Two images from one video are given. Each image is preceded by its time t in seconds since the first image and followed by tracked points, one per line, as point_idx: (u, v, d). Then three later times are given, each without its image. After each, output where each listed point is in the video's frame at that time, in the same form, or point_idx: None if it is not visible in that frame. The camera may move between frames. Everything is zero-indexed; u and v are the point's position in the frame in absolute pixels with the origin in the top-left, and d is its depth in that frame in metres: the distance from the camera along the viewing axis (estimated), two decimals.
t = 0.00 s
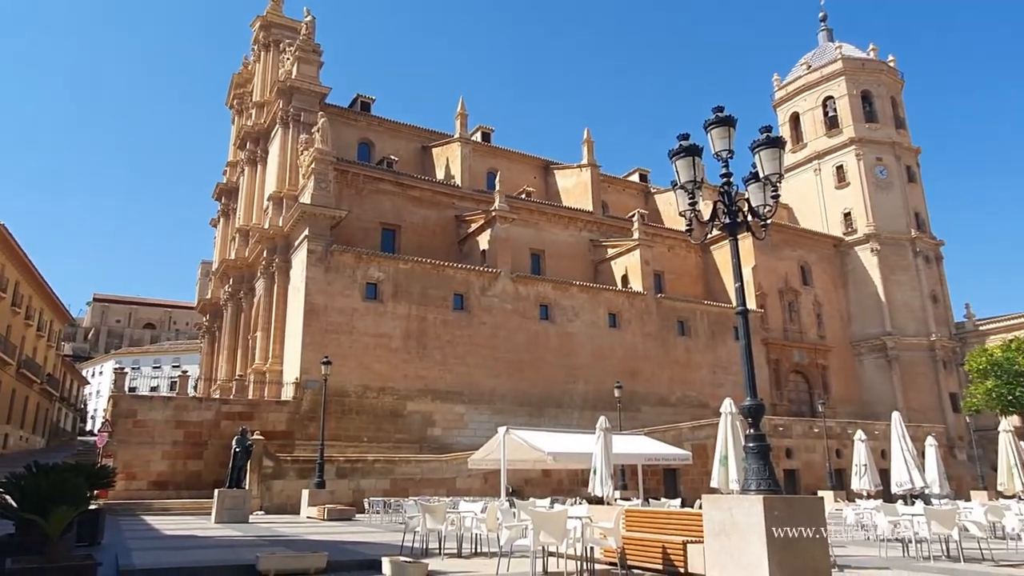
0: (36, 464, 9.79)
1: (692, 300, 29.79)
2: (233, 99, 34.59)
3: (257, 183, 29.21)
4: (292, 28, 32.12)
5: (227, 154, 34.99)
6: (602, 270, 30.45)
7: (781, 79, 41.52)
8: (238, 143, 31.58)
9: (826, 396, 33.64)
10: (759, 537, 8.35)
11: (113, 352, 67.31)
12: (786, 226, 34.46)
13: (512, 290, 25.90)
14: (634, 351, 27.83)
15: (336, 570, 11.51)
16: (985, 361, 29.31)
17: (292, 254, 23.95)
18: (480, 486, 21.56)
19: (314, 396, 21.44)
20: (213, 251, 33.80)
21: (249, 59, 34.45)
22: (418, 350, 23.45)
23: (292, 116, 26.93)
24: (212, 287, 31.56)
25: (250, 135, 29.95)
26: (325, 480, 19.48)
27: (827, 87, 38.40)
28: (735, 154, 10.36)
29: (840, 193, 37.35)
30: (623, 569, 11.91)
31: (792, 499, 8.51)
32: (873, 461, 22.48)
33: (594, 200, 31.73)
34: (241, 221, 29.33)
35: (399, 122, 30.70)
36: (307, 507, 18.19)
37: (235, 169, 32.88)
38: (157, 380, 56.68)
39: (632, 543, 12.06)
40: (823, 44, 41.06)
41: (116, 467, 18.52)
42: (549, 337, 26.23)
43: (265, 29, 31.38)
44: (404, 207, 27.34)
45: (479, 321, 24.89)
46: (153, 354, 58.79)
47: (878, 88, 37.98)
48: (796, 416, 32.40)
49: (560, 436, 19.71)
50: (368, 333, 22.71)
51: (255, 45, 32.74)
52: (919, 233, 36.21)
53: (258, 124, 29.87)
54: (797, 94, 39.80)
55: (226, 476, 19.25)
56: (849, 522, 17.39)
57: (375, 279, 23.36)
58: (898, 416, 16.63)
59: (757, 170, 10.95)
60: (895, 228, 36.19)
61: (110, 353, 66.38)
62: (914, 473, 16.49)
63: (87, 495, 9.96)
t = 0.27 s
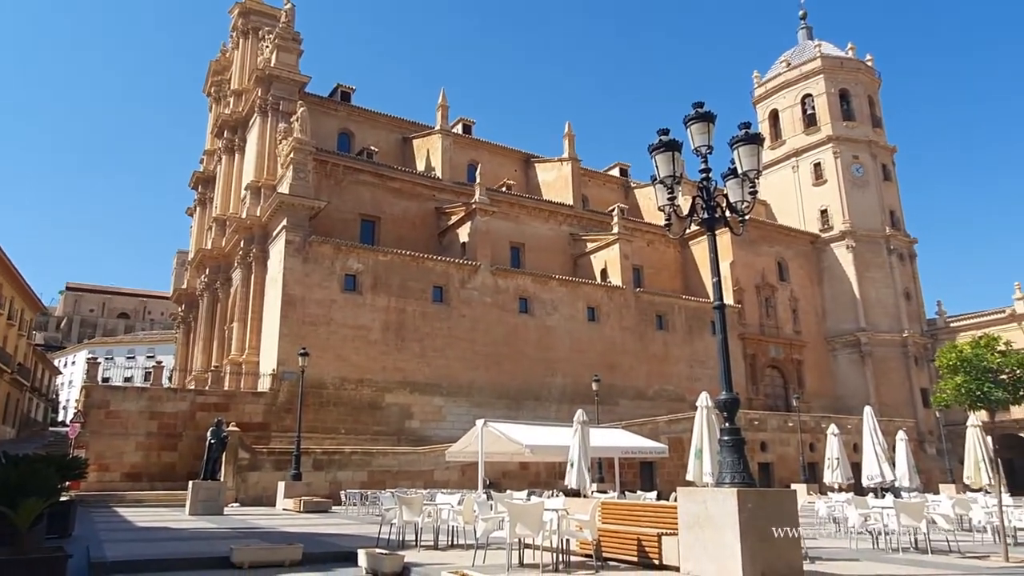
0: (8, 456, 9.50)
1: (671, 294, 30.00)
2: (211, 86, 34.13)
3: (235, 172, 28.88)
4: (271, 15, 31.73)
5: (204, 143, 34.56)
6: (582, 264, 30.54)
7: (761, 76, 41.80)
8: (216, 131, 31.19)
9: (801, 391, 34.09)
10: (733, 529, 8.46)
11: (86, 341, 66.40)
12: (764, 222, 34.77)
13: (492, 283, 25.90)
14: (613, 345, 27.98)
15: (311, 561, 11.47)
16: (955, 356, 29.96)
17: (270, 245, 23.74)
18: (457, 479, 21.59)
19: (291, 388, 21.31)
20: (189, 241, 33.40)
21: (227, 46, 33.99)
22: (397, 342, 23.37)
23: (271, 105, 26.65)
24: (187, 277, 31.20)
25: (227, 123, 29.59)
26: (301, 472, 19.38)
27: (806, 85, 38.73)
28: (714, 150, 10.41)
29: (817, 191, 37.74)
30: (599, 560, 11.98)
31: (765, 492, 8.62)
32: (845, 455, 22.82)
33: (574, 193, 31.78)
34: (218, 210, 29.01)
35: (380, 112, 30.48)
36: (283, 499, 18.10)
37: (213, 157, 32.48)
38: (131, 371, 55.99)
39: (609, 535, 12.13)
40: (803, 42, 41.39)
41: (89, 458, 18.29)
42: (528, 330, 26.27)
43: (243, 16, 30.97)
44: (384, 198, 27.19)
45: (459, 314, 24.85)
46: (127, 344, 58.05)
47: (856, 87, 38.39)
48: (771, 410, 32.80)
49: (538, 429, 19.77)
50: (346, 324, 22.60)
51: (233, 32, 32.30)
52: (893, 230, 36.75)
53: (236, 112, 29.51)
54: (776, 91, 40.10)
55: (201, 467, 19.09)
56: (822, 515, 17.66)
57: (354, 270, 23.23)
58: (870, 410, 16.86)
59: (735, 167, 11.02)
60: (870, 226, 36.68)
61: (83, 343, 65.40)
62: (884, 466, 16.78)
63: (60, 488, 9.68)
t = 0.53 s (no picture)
0: None
1: (650, 289, 30.17)
2: (188, 74, 33.65)
3: (212, 161, 28.53)
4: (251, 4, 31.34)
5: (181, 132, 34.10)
6: (562, 258, 30.60)
7: (741, 74, 42.06)
8: (193, 120, 30.78)
9: (777, 386, 34.50)
10: (708, 523, 8.54)
11: (58, 332, 65.41)
12: (742, 218, 35.06)
13: (472, 276, 25.86)
14: (592, 339, 28.11)
15: (288, 554, 11.41)
16: (927, 351, 30.57)
17: (247, 236, 23.52)
18: (435, 471, 21.59)
19: (268, 380, 21.15)
20: (165, 231, 32.98)
21: (205, 34, 33.52)
22: (376, 335, 23.27)
23: (250, 94, 26.35)
24: (163, 267, 30.82)
25: (205, 112, 29.20)
26: (278, 465, 19.27)
27: (786, 83, 39.04)
28: (693, 145, 10.47)
29: (795, 188, 38.11)
30: (575, 553, 12.03)
31: (741, 485, 8.71)
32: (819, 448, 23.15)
33: (555, 187, 31.81)
34: (195, 200, 28.67)
35: (360, 104, 30.25)
36: (260, 492, 17.98)
37: (189, 146, 32.06)
38: (105, 362, 55.23)
39: (585, 528, 12.19)
40: (783, 40, 41.70)
41: (61, 450, 18.03)
42: (508, 323, 26.29)
43: (222, 4, 30.55)
44: (363, 190, 27.02)
45: (438, 307, 24.80)
46: (101, 335, 57.27)
47: (835, 86, 38.78)
48: (747, 405, 33.16)
49: (517, 422, 19.80)
50: (325, 317, 22.46)
51: (211, 20, 31.85)
52: (869, 228, 37.26)
53: (213, 101, 29.13)
54: (756, 88, 40.38)
55: (176, 460, 18.89)
56: (795, 507, 17.90)
57: (333, 262, 23.08)
58: (844, 405, 17.09)
59: (714, 162, 11.07)
60: (847, 223, 37.15)
61: (55, 334, 64.38)
62: (857, 460, 17.04)
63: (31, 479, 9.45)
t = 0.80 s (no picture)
0: None
1: (629, 284, 30.32)
2: (165, 62, 33.17)
3: (189, 151, 28.18)
4: None
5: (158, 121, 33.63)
6: (542, 252, 30.65)
7: (722, 70, 42.29)
8: (169, 109, 30.35)
9: (753, 380, 34.87)
10: (683, 516, 8.61)
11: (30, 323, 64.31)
12: (721, 214, 35.32)
13: (452, 270, 25.81)
14: (571, 333, 28.21)
15: (264, 547, 11.35)
16: (900, 346, 30.93)
17: (224, 227, 23.29)
18: (413, 465, 21.57)
19: (245, 372, 20.97)
20: (140, 221, 32.54)
21: (182, 21, 33.03)
22: (354, 328, 23.16)
23: (228, 83, 26.07)
24: (138, 258, 30.41)
25: (181, 101, 28.82)
26: (255, 458, 19.14)
27: (765, 80, 39.32)
28: (673, 141, 10.52)
29: (773, 184, 38.44)
30: (551, 545, 12.08)
31: (716, 478, 8.80)
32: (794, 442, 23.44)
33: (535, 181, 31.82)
34: (171, 190, 28.32)
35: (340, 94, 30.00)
36: (236, 485, 17.85)
37: (166, 135, 31.63)
38: (78, 354, 54.42)
39: (562, 521, 12.24)
40: (763, 37, 41.97)
41: (33, 443, 17.75)
42: (487, 317, 26.29)
43: None
44: (343, 182, 26.85)
45: (418, 300, 24.72)
46: (74, 326, 56.43)
47: (813, 84, 39.14)
48: (724, 399, 33.50)
49: (495, 416, 19.83)
50: (303, 309, 22.30)
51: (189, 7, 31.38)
52: (845, 225, 37.72)
53: (191, 90, 28.74)
54: (736, 85, 40.63)
55: (150, 453, 18.70)
56: (769, 500, 18.13)
57: (312, 254, 22.92)
58: (818, 400, 17.29)
59: (694, 158, 11.11)
60: (823, 220, 37.58)
61: (26, 325, 63.27)
62: (830, 453, 17.29)
63: None
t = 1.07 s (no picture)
0: None
1: (609, 278, 30.45)
2: (141, 49, 32.65)
3: (166, 139, 27.82)
4: None
5: (133, 108, 33.14)
6: (522, 246, 30.67)
7: (703, 66, 42.48)
8: (146, 97, 29.92)
9: (731, 375, 35.22)
10: (659, 508, 8.70)
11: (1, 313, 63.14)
12: (701, 210, 35.55)
13: (432, 262, 25.75)
14: (551, 327, 28.28)
15: (239, 540, 11.29)
16: (872, 342, 31.56)
17: (202, 217, 23.03)
18: (391, 457, 21.54)
19: (222, 364, 20.80)
20: (115, 210, 32.09)
21: (159, 7, 32.53)
22: (333, 320, 23.04)
23: (206, 72, 25.75)
24: (113, 248, 30.00)
25: (158, 89, 28.41)
26: (231, 451, 19.00)
27: (746, 77, 39.56)
28: (653, 135, 10.56)
29: (753, 181, 38.74)
30: (528, 537, 12.13)
31: (692, 471, 8.90)
32: (769, 436, 23.72)
33: (516, 175, 31.80)
34: (147, 179, 27.95)
35: (320, 85, 29.74)
36: (212, 478, 17.72)
37: (142, 124, 31.17)
38: (50, 345, 53.56)
39: (540, 514, 12.28)
40: (743, 34, 42.21)
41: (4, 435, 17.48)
42: (467, 311, 26.27)
43: None
44: (323, 173, 26.65)
45: (397, 293, 24.64)
46: (46, 317, 55.49)
47: (793, 82, 39.45)
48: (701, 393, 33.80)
49: (474, 409, 19.85)
50: (281, 301, 22.14)
51: None
52: (822, 222, 38.15)
53: (168, 78, 28.34)
54: (717, 82, 40.85)
55: (124, 445, 18.50)
56: (744, 493, 18.34)
57: (290, 246, 22.75)
58: (793, 394, 17.48)
59: (673, 153, 11.15)
60: (801, 217, 37.96)
61: None
62: (804, 447, 17.50)
63: None
